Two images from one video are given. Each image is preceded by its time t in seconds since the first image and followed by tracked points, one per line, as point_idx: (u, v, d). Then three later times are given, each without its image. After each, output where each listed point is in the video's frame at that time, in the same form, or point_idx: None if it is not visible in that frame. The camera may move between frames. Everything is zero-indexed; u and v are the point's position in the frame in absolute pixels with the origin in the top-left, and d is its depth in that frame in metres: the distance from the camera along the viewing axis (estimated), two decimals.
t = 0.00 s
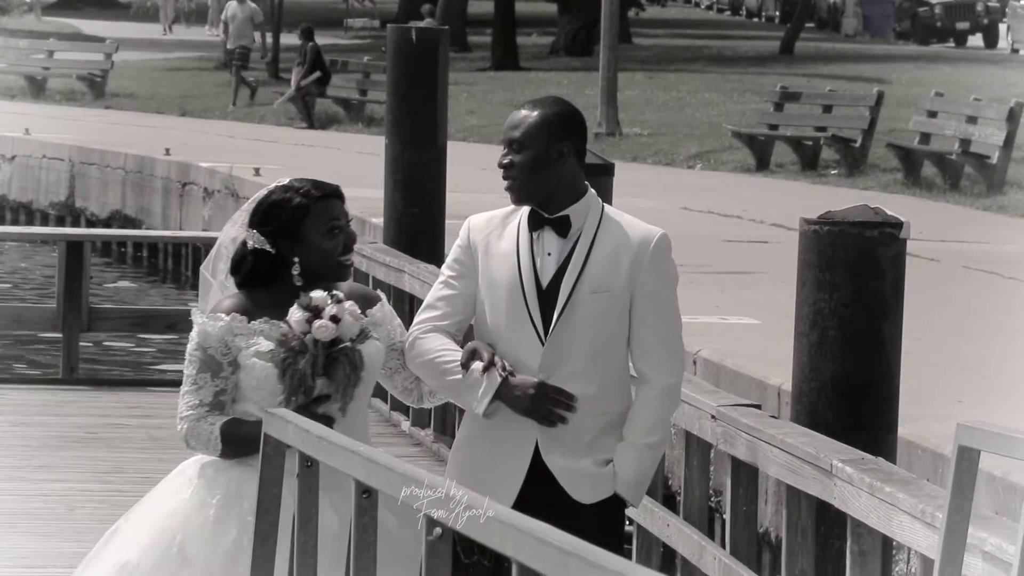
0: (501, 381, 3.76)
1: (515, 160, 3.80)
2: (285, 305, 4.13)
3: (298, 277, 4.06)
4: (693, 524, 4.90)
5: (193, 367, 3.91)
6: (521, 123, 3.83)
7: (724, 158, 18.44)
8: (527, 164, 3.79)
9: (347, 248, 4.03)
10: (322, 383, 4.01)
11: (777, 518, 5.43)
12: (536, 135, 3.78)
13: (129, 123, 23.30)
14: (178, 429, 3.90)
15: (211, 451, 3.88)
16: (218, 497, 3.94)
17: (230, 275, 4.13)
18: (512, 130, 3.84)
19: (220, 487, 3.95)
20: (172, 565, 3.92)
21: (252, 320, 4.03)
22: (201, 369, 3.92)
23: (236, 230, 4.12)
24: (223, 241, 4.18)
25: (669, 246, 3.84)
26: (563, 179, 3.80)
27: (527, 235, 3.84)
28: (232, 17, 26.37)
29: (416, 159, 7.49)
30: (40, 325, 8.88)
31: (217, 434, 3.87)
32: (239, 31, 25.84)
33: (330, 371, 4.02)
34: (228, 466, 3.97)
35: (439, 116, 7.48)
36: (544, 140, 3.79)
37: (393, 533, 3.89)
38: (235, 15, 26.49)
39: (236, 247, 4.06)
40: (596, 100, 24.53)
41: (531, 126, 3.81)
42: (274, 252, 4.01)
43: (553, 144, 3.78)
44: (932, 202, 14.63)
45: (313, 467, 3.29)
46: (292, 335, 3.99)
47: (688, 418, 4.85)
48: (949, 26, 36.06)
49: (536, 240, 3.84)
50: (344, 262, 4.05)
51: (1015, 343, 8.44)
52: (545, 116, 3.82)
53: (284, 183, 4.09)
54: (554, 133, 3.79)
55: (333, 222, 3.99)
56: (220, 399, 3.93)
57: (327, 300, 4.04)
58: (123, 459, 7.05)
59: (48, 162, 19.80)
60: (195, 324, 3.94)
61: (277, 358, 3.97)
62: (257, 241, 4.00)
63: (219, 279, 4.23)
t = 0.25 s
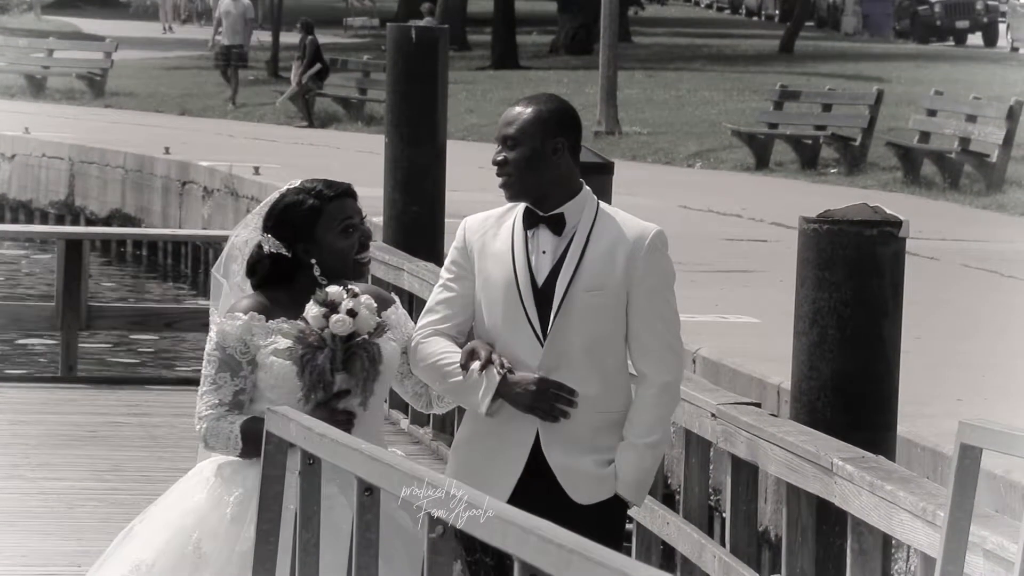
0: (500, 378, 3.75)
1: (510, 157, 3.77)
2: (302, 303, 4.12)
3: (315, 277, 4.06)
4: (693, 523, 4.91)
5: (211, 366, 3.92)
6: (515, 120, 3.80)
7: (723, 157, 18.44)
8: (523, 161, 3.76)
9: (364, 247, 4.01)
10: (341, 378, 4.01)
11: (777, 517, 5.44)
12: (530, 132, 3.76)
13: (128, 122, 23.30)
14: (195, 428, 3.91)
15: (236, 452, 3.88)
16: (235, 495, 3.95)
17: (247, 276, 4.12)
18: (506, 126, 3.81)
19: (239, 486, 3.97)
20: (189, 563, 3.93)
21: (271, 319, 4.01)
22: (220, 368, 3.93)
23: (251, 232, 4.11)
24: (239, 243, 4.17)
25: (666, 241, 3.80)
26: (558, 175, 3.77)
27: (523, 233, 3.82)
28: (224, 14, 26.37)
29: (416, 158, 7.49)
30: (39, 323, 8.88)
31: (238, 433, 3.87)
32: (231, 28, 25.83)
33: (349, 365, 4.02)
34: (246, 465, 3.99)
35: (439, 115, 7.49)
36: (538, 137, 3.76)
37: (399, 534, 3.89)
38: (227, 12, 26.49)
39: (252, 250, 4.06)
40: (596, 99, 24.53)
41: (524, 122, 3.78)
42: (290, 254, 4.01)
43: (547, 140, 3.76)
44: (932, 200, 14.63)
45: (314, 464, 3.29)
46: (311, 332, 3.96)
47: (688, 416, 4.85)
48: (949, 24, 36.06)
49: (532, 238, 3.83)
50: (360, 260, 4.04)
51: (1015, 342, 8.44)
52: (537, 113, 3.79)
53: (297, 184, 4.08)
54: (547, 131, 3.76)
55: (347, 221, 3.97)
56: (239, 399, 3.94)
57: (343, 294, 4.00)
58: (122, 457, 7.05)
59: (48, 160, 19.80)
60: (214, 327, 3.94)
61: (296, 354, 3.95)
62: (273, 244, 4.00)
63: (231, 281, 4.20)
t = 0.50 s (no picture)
0: (492, 381, 3.74)
1: (496, 158, 3.76)
2: (311, 297, 4.13)
3: (323, 274, 4.05)
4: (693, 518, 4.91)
5: (221, 359, 3.91)
6: (500, 120, 3.79)
7: (721, 153, 18.44)
8: (509, 161, 3.75)
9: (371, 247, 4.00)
10: (350, 373, 4.03)
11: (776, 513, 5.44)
12: (517, 132, 3.74)
13: (127, 118, 23.27)
14: (205, 422, 3.91)
15: (242, 445, 3.86)
16: (243, 482, 3.93)
17: (256, 269, 4.12)
18: (492, 126, 3.79)
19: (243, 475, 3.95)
20: (198, 554, 3.95)
21: (281, 313, 4.03)
22: (229, 361, 3.92)
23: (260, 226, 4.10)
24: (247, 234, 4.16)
25: (656, 237, 3.80)
26: (545, 174, 3.76)
27: (513, 233, 3.80)
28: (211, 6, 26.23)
29: (415, 154, 7.49)
30: (37, 318, 8.87)
31: (245, 427, 3.84)
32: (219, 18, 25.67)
33: (359, 360, 4.03)
34: (252, 456, 3.97)
35: (438, 110, 7.49)
36: (525, 137, 3.75)
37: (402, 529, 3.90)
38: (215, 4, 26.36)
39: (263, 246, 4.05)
40: (594, 95, 24.53)
41: (510, 122, 3.76)
42: (298, 252, 4.01)
43: (534, 139, 3.74)
44: (930, 196, 14.64)
45: (316, 459, 3.28)
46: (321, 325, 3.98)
47: (687, 412, 4.85)
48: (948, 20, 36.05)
49: (523, 237, 3.81)
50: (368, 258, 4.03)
51: (1014, 338, 8.45)
52: (523, 113, 3.77)
53: (305, 180, 4.04)
54: (533, 130, 3.74)
55: (354, 222, 3.95)
56: (247, 391, 3.93)
57: (353, 290, 4.02)
58: (121, 452, 7.05)
59: (46, 156, 19.80)
60: (224, 320, 3.95)
61: (305, 347, 3.94)
62: (281, 243, 3.99)
63: (236, 273, 4.18)
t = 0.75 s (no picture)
0: (480, 380, 3.81)
1: (486, 159, 3.77)
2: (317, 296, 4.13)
3: (328, 274, 4.05)
4: (693, 517, 4.91)
5: (226, 357, 3.92)
6: (489, 120, 3.79)
7: (722, 152, 18.44)
8: (499, 161, 3.76)
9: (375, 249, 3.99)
10: (353, 371, 4.01)
11: (777, 512, 5.44)
12: (506, 132, 3.75)
13: (128, 117, 23.25)
14: (210, 420, 3.91)
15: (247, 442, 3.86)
16: (249, 480, 3.93)
17: (264, 267, 4.12)
18: (481, 127, 3.80)
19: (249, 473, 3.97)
20: (200, 549, 3.92)
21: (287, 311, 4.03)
22: (235, 359, 3.92)
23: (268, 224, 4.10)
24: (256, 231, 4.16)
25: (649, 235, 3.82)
26: (534, 174, 3.77)
27: (505, 233, 3.84)
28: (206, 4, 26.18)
29: (416, 152, 7.49)
30: (37, 317, 8.87)
31: (251, 424, 3.85)
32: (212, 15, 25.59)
33: (361, 356, 4.01)
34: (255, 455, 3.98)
35: (438, 110, 7.49)
36: (515, 136, 3.75)
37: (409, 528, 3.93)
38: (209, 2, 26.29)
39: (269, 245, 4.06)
40: (595, 94, 24.50)
41: (498, 122, 3.77)
42: (302, 252, 4.00)
43: (523, 139, 3.75)
44: (930, 195, 14.62)
45: (318, 458, 3.28)
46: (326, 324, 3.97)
47: (688, 410, 4.86)
48: (948, 19, 36.02)
49: (515, 237, 3.85)
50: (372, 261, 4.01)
51: (1014, 337, 8.44)
52: (512, 111, 3.78)
53: (312, 179, 4.04)
54: (523, 128, 3.75)
55: (359, 225, 3.94)
56: (253, 389, 3.93)
57: (359, 287, 4.00)
58: (122, 451, 7.05)
59: (47, 155, 19.79)
60: (229, 317, 3.95)
61: (310, 345, 3.95)
62: (287, 244, 4.00)
63: (245, 269, 4.19)
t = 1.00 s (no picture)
0: (466, 375, 3.82)
1: (473, 152, 3.75)
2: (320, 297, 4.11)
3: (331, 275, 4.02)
4: (693, 515, 4.91)
5: (228, 360, 3.89)
6: (477, 113, 3.78)
7: (723, 151, 18.44)
8: (486, 154, 3.74)
9: (378, 251, 3.97)
10: (356, 374, 4.00)
11: (777, 510, 5.44)
12: (493, 126, 3.73)
13: (129, 116, 23.26)
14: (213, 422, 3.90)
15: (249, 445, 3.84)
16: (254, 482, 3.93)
17: (267, 266, 4.10)
18: (468, 121, 3.79)
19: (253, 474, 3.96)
20: (206, 552, 3.92)
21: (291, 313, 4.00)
22: (237, 361, 3.90)
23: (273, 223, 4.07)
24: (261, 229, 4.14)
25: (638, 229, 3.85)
26: (520, 167, 3.76)
27: (494, 229, 3.85)
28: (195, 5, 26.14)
29: (416, 152, 7.50)
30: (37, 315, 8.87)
31: (253, 428, 3.83)
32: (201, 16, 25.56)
33: (364, 358, 3.98)
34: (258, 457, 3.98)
35: (439, 109, 7.49)
36: (503, 128, 3.74)
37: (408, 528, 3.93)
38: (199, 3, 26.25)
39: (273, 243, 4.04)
40: (595, 93, 24.52)
41: (486, 116, 3.75)
42: (305, 252, 3.98)
43: (510, 132, 3.73)
44: (930, 194, 14.63)
45: (317, 459, 3.29)
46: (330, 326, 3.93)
47: (688, 409, 4.86)
48: (949, 18, 36.03)
49: (504, 233, 3.86)
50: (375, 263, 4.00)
51: (1014, 336, 8.45)
52: (499, 105, 3.76)
53: (317, 178, 4.02)
54: (512, 121, 3.73)
55: (362, 226, 3.92)
56: (255, 392, 3.90)
57: (360, 289, 3.93)
58: (122, 449, 7.05)
59: (47, 154, 19.80)
60: (230, 318, 3.92)
61: (311, 347, 3.92)
62: (290, 243, 3.97)
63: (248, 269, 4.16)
